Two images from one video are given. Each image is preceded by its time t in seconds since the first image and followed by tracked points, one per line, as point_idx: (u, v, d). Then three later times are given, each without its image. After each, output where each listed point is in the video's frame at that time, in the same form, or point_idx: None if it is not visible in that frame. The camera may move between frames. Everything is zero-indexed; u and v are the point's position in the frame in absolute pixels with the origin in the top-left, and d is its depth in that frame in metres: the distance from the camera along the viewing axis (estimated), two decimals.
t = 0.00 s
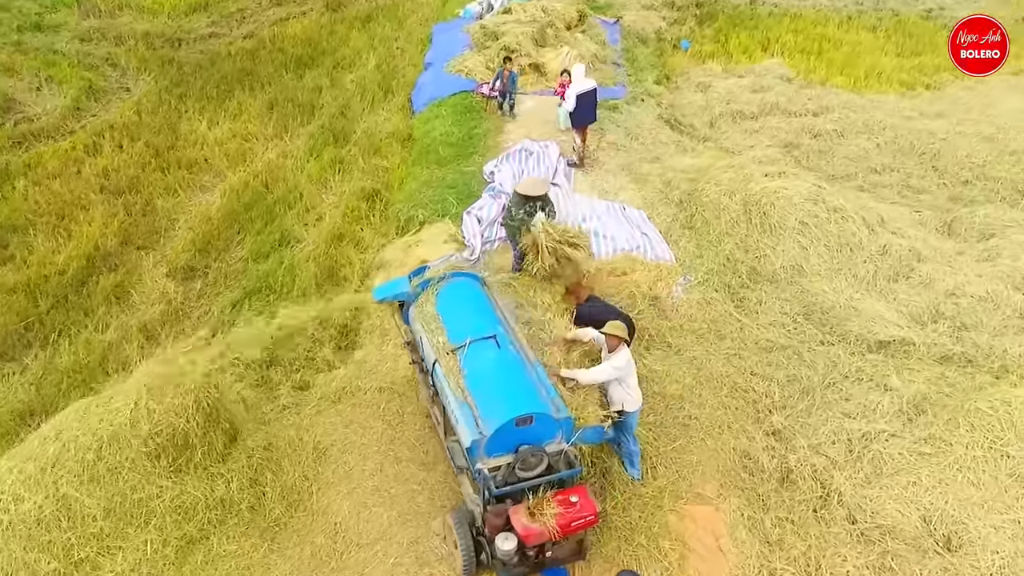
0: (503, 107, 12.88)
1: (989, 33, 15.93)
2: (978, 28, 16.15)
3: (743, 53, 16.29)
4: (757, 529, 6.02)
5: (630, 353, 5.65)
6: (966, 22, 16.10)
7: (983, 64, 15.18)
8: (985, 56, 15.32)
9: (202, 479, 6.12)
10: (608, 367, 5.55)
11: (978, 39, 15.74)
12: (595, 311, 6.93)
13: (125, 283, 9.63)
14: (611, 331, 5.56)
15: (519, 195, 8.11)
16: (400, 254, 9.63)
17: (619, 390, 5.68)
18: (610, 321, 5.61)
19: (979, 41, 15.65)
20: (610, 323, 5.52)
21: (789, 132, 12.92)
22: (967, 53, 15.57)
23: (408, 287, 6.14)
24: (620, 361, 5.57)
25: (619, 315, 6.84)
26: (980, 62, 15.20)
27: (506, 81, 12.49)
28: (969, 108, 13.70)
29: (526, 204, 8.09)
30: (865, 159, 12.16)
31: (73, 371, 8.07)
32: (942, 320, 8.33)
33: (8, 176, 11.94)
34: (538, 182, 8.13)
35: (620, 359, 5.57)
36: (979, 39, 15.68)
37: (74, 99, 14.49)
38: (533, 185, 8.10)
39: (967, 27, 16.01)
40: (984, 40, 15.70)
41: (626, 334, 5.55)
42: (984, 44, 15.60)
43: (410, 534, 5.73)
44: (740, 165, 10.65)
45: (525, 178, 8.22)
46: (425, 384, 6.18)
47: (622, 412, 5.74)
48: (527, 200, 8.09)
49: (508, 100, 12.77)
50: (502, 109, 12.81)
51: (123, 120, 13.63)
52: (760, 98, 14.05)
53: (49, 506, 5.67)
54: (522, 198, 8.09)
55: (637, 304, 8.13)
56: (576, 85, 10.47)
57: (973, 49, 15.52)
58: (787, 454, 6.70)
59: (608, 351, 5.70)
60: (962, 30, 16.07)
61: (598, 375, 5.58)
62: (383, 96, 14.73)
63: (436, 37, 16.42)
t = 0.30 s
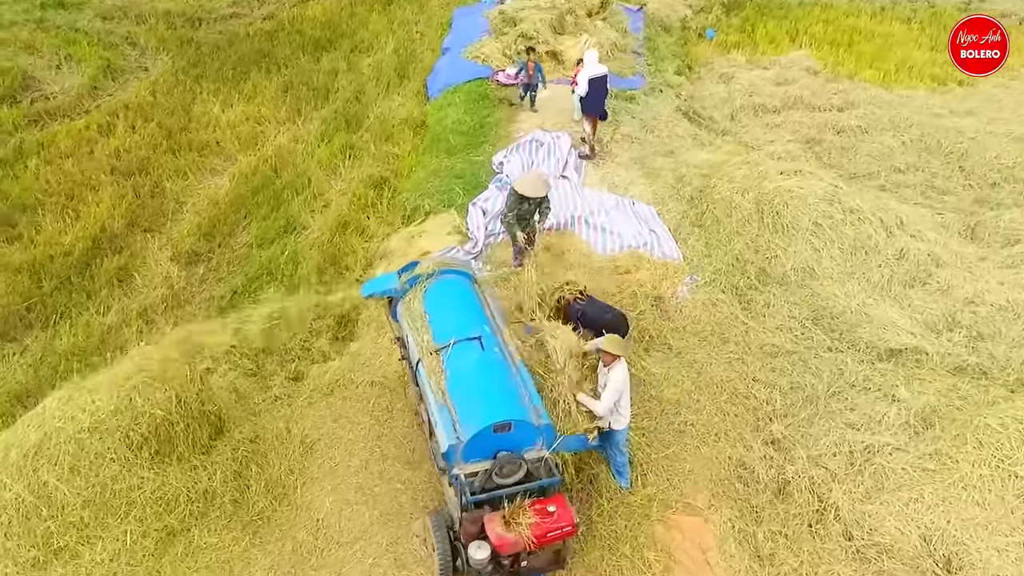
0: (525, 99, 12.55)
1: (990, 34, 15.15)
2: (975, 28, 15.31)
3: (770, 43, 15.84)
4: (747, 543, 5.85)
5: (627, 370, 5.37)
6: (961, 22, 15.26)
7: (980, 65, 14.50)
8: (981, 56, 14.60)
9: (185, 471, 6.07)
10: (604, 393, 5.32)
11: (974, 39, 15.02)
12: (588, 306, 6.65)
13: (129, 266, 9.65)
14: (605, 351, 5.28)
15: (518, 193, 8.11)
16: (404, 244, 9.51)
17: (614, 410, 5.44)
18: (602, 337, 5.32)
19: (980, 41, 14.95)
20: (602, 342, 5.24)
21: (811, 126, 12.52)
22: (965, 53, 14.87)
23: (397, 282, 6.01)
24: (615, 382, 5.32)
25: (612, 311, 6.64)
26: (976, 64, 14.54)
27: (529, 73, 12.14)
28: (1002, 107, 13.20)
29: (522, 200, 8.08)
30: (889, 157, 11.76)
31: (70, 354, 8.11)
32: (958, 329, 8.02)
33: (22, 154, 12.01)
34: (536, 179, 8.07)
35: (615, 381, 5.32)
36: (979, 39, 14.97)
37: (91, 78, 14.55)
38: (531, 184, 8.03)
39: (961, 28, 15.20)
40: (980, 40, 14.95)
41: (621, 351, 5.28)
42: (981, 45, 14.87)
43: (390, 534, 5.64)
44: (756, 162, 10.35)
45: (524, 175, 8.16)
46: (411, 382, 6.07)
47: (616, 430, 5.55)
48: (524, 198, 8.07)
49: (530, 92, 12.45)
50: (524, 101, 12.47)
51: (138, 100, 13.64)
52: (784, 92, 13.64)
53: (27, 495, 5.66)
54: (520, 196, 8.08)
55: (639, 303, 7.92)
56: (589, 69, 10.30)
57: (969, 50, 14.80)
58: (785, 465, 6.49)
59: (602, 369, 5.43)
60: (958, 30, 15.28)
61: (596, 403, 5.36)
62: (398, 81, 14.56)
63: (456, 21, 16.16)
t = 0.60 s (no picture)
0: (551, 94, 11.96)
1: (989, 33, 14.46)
2: (975, 27, 14.64)
3: (803, 34, 15.32)
4: (737, 557, 5.67)
5: (625, 392, 5.19)
6: (963, 21, 14.53)
7: (970, 65, 13.85)
8: (970, 56, 13.97)
9: (171, 458, 6.06)
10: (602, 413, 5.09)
11: (978, 38, 14.33)
12: (584, 306, 6.47)
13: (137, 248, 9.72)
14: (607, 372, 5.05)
15: (522, 187, 8.11)
16: (411, 233, 9.40)
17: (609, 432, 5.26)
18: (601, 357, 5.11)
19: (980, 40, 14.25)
20: (604, 362, 5.03)
21: (840, 122, 12.04)
22: (965, 52, 14.18)
23: (389, 277, 5.92)
24: (614, 403, 5.12)
25: (611, 312, 6.43)
26: (973, 63, 13.90)
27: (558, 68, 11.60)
28: None
29: (525, 194, 8.10)
30: (919, 157, 11.32)
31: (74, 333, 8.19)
32: (978, 340, 7.69)
33: (41, 129, 12.11)
34: (541, 173, 8.06)
35: (614, 402, 5.12)
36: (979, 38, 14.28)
37: (115, 54, 14.61)
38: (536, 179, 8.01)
39: (958, 27, 14.46)
40: (983, 39, 14.30)
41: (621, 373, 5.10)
42: (983, 43, 14.22)
43: (372, 532, 5.57)
44: (776, 159, 10.02)
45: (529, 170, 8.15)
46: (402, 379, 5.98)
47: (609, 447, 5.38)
48: (527, 194, 8.08)
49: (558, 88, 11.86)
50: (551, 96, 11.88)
51: (159, 78, 13.67)
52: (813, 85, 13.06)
53: (11, 478, 5.72)
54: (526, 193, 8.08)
55: (645, 302, 7.71)
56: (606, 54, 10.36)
57: (971, 49, 14.12)
58: (784, 477, 6.28)
59: (598, 391, 5.21)
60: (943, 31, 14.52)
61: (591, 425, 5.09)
62: (420, 65, 14.38)
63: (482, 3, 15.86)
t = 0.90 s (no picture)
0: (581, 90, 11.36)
1: (990, 33, 13.88)
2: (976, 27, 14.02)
3: (842, 25, 14.77)
4: (725, 571, 5.50)
5: (622, 403, 5.03)
6: (964, 21, 13.91)
7: (982, 66, 13.26)
8: (984, 57, 13.37)
9: (160, 443, 6.06)
10: (605, 429, 4.97)
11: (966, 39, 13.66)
12: (585, 308, 6.28)
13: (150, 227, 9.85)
14: (605, 387, 4.87)
15: (532, 169, 7.91)
16: (421, 221, 9.29)
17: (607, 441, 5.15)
18: (596, 372, 4.90)
19: (980, 40, 13.65)
20: (601, 378, 4.83)
21: (872, 119, 11.61)
22: (966, 52, 13.57)
23: (381, 269, 5.82)
24: (613, 416, 4.98)
25: (611, 312, 6.24)
26: (979, 64, 13.29)
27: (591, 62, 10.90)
28: None
29: (535, 175, 7.92)
30: (953, 159, 10.88)
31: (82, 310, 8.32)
32: (999, 355, 7.36)
33: (64, 103, 12.23)
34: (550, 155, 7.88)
35: (614, 415, 4.97)
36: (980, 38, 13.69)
37: (142, 28, 14.65)
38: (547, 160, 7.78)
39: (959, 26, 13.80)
40: (984, 39, 13.72)
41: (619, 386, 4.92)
42: (983, 43, 13.63)
43: (353, 527, 5.52)
44: (799, 157, 9.68)
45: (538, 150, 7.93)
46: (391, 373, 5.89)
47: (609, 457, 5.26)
48: (537, 173, 7.90)
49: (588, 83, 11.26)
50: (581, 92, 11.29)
51: (183, 54, 13.69)
52: (847, 80, 12.61)
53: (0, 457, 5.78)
54: (533, 172, 7.89)
55: (650, 302, 7.51)
56: (621, 42, 10.16)
57: (972, 49, 13.49)
58: (782, 490, 6.09)
59: (595, 405, 5.02)
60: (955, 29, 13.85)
61: (597, 440, 5.02)
62: (444, 47, 14.19)
63: None
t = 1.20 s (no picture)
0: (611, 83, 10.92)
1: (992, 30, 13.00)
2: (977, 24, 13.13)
3: (891, 17, 14.13)
4: None
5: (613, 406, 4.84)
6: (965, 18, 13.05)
7: (985, 65, 12.48)
8: (987, 56, 12.56)
9: (154, 422, 6.08)
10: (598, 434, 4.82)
11: (978, 39, 12.79)
12: (592, 310, 6.03)
13: (171, 202, 9.96)
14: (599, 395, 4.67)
15: (552, 147, 7.74)
16: (437, 207, 9.18)
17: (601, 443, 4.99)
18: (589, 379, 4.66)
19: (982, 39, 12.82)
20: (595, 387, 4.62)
21: (914, 120, 11.13)
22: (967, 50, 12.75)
23: (379, 261, 5.75)
24: (606, 421, 4.81)
25: (618, 315, 6.05)
26: (980, 64, 12.50)
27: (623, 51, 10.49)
28: None
29: (555, 153, 7.75)
30: (996, 164, 10.38)
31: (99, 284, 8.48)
32: None
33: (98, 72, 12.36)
34: (568, 131, 7.75)
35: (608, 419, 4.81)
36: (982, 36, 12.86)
37: None
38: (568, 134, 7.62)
39: (968, 25, 12.89)
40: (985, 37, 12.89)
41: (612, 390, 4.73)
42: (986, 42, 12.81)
43: (338, 518, 5.50)
44: (831, 156, 9.30)
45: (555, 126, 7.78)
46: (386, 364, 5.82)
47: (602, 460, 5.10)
48: (558, 149, 7.73)
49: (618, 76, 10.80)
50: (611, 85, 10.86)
51: (216, 28, 13.72)
52: (891, 77, 12.10)
53: None
54: (554, 147, 7.71)
55: (662, 302, 7.30)
56: (643, 28, 9.91)
57: (974, 49, 12.64)
58: (782, 505, 5.88)
59: (586, 410, 4.81)
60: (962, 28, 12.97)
61: (592, 442, 4.90)
62: (477, 28, 13.95)
63: None
